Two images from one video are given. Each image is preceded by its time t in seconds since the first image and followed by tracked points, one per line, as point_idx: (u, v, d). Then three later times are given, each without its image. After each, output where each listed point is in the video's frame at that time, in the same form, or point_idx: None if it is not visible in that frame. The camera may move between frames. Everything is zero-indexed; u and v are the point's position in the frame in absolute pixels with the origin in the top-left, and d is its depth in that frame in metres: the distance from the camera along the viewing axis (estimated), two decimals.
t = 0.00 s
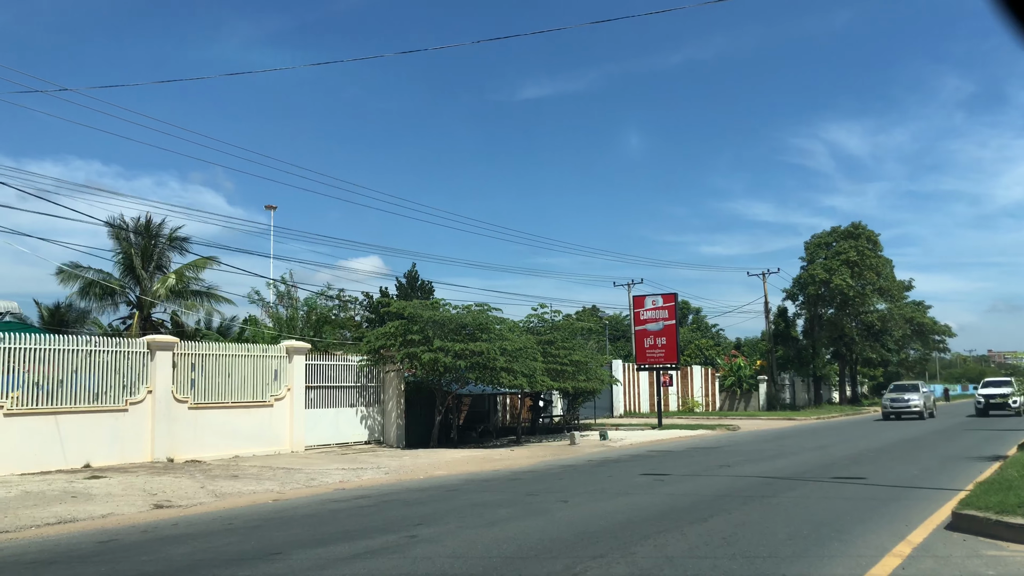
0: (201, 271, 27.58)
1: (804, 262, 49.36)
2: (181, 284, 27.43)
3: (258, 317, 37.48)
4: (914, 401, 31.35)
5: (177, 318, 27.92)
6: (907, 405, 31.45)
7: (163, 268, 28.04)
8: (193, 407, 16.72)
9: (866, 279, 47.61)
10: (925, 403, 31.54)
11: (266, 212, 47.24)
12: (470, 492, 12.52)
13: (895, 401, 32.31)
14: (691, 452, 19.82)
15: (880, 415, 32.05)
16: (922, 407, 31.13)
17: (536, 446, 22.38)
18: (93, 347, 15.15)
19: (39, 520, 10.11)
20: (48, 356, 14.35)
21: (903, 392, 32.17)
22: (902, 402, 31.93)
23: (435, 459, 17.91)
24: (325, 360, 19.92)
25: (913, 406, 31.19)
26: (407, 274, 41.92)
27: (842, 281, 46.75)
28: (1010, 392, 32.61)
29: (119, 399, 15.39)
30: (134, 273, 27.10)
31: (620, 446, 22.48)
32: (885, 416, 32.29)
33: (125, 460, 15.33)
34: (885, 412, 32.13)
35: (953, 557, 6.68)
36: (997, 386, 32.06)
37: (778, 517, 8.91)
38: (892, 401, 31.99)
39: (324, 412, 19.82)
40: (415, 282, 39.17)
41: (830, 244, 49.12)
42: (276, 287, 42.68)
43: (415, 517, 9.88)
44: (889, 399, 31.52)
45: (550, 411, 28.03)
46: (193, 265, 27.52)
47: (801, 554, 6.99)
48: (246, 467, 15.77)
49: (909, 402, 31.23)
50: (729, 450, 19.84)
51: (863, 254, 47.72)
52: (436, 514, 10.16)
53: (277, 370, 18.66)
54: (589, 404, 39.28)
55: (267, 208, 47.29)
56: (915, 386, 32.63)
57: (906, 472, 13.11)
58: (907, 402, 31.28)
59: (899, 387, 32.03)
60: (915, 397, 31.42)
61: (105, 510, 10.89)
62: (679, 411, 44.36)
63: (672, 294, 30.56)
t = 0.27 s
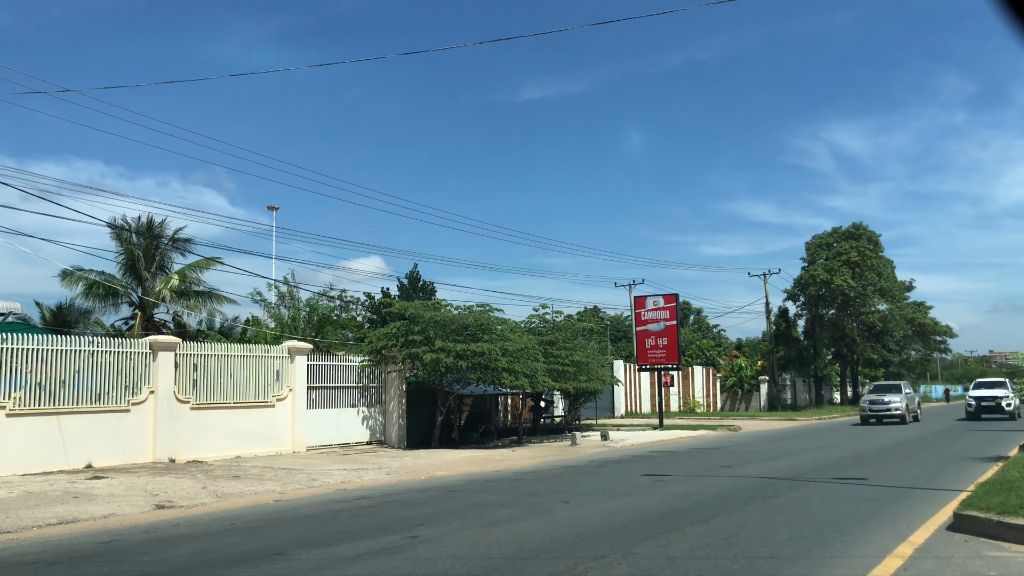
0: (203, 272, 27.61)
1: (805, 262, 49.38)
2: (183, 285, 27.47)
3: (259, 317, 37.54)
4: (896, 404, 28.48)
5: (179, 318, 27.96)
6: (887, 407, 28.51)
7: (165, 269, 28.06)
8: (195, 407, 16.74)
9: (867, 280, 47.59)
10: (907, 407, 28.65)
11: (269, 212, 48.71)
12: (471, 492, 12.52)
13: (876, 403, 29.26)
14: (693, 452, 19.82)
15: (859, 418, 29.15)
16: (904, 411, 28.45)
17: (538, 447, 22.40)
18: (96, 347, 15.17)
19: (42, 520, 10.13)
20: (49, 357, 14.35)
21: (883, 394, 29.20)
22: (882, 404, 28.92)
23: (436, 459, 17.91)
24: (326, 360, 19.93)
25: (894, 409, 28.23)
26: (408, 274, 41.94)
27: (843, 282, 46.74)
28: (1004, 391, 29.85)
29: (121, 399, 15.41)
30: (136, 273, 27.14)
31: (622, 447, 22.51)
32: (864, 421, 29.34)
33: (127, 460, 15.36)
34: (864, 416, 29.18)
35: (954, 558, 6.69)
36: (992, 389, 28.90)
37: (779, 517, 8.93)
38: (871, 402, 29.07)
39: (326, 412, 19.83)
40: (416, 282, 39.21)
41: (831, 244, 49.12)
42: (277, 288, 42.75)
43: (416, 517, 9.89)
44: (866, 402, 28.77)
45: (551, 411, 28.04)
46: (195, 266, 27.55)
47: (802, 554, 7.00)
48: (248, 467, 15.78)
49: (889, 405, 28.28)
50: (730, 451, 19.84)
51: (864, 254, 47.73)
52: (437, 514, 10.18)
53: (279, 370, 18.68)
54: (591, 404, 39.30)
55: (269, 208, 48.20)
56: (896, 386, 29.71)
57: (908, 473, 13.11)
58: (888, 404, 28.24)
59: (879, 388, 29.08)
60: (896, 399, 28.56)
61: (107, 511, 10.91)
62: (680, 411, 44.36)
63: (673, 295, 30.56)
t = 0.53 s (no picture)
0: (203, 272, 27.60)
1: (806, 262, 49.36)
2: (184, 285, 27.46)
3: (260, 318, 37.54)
4: (872, 408, 25.59)
5: (179, 318, 27.95)
6: (861, 411, 25.66)
7: (165, 269, 28.05)
8: (196, 407, 16.73)
9: (868, 280, 47.53)
10: (884, 411, 25.75)
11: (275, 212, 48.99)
12: (471, 493, 12.50)
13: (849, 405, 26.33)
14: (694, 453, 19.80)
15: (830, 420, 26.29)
16: (879, 415, 25.60)
17: (539, 447, 22.39)
18: (96, 347, 15.15)
19: (42, 520, 10.11)
20: (49, 357, 14.33)
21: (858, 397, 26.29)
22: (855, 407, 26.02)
23: (437, 460, 17.90)
24: (327, 360, 19.91)
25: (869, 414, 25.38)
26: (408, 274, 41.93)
27: (844, 282, 46.71)
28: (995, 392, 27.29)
29: (121, 399, 15.39)
30: (136, 273, 27.12)
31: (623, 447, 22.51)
32: (838, 426, 26.43)
33: (127, 461, 15.34)
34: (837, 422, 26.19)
35: (956, 559, 6.67)
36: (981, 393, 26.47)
37: (781, 517, 8.89)
38: (844, 404, 26.17)
39: (326, 412, 19.81)
40: (417, 282, 39.21)
41: (832, 244, 49.08)
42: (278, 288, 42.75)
43: (417, 518, 9.87)
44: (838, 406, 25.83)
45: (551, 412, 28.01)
46: (196, 266, 27.53)
47: (803, 555, 6.98)
48: (249, 467, 15.77)
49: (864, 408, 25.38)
50: (731, 451, 19.82)
51: (865, 254, 47.71)
52: (438, 515, 10.16)
53: (279, 371, 18.66)
54: (592, 404, 39.30)
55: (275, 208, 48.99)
56: (872, 387, 26.82)
57: (909, 473, 13.08)
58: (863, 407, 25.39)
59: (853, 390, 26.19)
60: (872, 402, 25.67)
61: (107, 511, 10.90)
62: (681, 412, 44.35)
63: (673, 295, 30.55)
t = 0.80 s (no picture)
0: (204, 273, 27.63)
1: (806, 262, 49.42)
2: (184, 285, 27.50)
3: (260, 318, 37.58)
4: (839, 411, 23.05)
5: (180, 318, 27.99)
6: (825, 414, 23.06)
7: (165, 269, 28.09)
8: (197, 407, 16.76)
9: (868, 280, 47.55)
10: (852, 415, 23.17)
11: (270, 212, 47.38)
12: (471, 492, 12.53)
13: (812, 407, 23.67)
14: (694, 453, 19.85)
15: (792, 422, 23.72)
16: (848, 419, 22.98)
17: (539, 447, 22.44)
18: (97, 348, 15.18)
19: (43, 520, 10.15)
20: (50, 357, 14.36)
21: (823, 398, 23.68)
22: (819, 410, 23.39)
23: (438, 459, 17.95)
24: (327, 361, 19.94)
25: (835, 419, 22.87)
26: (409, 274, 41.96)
27: (844, 282, 46.75)
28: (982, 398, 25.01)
29: (122, 399, 15.42)
30: (136, 273, 27.15)
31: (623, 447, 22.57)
32: (801, 430, 23.85)
33: (128, 461, 15.37)
34: (800, 426, 23.60)
35: (955, 558, 6.70)
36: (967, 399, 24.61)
37: (780, 517, 8.92)
38: (806, 407, 23.56)
39: (326, 412, 19.84)
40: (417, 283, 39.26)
41: (832, 245, 49.11)
42: (279, 289, 42.79)
43: (417, 518, 9.90)
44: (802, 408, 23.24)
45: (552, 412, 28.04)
46: (196, 266, 27.57)
47: (802, 555, 7.01)
48: (250, 467, 15.80)
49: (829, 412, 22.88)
50: (732, 451, 19.85)
51: (865, 254, 47.75)
52: (439, 514, 10.19)
53: (280, 371, 18.69)
54: (592, 404, 39.33)
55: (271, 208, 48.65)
56: (840, 388, 24.20)
57: (909, 473, 13.10)
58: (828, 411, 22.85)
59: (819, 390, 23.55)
60: (839, 405, 23.11)
61: (108, 511, 10.92)
62: (681, 412, 44.38)
63: (673, 295, 30.57)
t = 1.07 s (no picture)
0: (203, 272, 27.62)
1: (806, 262, 49.42)
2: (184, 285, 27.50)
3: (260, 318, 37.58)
4: (794, 416, 19.81)
5: (180, 318, 27.99)
6: (779, 420, 19.86)
7: (165, 269, 28.09)
8: (196, 407, 16.75)
9: (868, 280, 47.52)
10: (809, 419, 19.99)
11: (269, 212, 45.84)
12: (471, 492, 12.52)
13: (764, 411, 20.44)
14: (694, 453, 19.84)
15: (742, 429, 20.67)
16: (805, 425, 19.82)
17: (539, 447, 22.44)
18: (96, 348, 15.17)
19: (43, 520, 10.14)
20: (49, 357, 14.36)
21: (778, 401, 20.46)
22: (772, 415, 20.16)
23: (438, 460, 17.94)
24: (327, 361, 19.93)
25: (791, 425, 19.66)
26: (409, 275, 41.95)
27: (844, 282, 46.76)
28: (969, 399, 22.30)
29: (121, 400, 15.42)
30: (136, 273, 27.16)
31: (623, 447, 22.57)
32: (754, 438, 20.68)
33: (127, 461, 15.36)
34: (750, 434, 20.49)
35: (955, 558, 6.69)
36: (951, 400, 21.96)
37: (780, 517, 8.91)
38: (757, 411, 20.35)
39: (326, 412, 19.83)
40: (417, 283, 39.26)
41: (833, 245, 49.09)
42: (278, 289, 42.79)
43: (417, 518, 9.89)
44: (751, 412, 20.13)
45: (552, 412, 28.00)
46: (196, 266, 27.57)
47: (802, 555, 7.00)
48: (250, 467, 15.79)
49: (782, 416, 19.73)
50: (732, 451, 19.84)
51: (866, 254, 47.74)
52: (439, 514, 10.19)
53: (279, 371, 18.68)
54: (592, 404, 39.32)
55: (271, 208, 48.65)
56: (798, 389, 21.08)
57: (910, 473, 13.09)
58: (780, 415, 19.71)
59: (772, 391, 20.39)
60: (794, 408, 19.90)
61: (108, 511, 10.92)
62: (682, 412, 44.35)
63: (674, 295, 30.56)
